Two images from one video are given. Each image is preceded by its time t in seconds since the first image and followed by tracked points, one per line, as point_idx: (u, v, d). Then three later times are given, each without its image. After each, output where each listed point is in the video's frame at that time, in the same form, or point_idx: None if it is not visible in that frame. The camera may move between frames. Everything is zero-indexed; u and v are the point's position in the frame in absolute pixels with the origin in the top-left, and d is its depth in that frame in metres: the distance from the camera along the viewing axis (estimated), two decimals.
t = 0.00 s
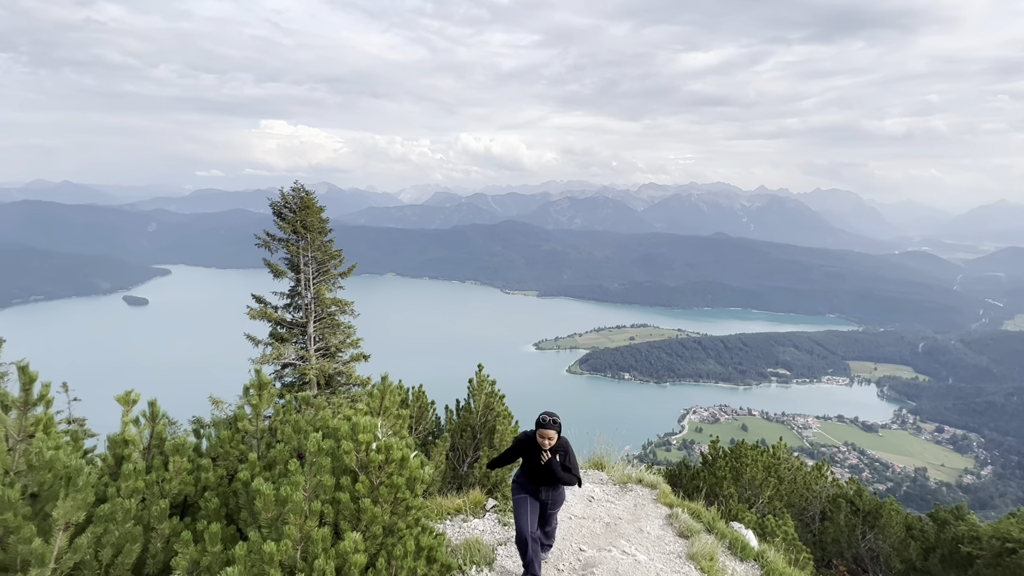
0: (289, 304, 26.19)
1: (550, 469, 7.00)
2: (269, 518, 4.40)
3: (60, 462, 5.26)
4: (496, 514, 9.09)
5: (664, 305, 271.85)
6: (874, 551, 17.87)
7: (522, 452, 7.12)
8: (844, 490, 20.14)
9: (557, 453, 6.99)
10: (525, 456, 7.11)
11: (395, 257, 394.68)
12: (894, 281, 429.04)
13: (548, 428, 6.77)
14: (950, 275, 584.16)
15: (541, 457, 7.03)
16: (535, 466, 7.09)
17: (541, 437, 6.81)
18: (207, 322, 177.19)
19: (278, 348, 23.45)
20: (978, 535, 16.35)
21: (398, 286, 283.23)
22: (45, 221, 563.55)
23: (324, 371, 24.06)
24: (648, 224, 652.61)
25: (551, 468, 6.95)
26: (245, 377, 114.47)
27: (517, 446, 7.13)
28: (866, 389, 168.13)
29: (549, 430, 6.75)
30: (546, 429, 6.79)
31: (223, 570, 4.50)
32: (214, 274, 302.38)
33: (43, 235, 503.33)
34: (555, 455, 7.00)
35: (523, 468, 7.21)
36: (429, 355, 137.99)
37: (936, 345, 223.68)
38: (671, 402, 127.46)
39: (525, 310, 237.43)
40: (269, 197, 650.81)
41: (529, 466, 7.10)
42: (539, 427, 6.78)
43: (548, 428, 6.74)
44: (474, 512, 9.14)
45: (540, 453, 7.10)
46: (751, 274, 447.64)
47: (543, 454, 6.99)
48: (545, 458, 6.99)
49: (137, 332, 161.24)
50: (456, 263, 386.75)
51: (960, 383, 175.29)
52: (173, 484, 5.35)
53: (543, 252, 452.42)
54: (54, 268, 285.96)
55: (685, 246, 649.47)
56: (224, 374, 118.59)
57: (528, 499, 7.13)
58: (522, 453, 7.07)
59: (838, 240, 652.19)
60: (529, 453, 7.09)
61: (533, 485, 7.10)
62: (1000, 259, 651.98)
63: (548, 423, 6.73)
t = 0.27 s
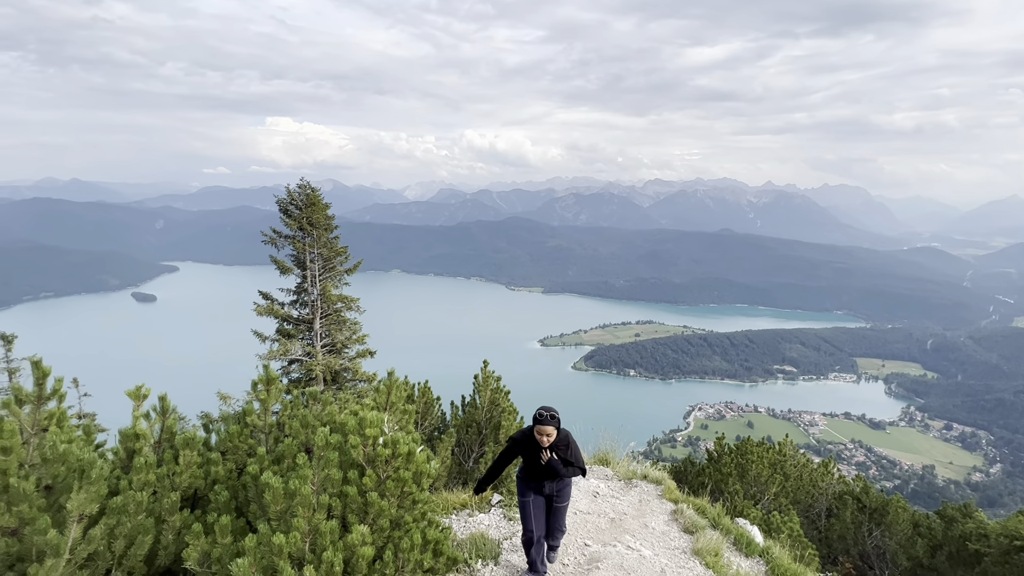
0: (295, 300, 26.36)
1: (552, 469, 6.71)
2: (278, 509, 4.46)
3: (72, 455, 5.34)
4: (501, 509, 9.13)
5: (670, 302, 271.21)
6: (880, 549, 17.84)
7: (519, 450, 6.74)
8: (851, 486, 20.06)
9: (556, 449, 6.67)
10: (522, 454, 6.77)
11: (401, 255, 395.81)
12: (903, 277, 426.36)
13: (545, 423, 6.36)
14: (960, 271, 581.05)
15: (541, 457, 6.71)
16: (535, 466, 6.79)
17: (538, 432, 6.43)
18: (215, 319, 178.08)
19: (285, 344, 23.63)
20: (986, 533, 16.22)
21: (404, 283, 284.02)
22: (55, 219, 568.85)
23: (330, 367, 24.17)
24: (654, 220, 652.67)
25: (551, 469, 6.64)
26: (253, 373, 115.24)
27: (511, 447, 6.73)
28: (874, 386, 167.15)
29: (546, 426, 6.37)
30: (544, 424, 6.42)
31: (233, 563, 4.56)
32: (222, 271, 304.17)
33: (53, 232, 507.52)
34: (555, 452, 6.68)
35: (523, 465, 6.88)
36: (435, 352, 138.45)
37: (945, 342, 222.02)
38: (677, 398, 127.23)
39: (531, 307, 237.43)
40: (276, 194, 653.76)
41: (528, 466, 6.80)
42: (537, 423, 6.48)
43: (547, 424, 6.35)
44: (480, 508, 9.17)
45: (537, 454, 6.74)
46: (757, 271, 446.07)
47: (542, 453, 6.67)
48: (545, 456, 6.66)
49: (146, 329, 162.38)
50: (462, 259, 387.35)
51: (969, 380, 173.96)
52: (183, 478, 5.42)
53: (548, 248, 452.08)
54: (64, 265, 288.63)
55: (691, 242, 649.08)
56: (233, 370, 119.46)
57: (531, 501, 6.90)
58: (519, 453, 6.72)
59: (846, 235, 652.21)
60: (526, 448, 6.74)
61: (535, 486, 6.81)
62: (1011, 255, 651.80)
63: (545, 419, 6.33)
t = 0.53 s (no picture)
0: (302, 296, 26.52)
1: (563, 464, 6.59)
2: (289, 501, 4.51)
3: (85, 449, 5.43)
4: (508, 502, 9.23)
5: (676, 298, 270.30)
6: (889, 545, 17.72)
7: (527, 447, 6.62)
8: (859, 482, 19.91)
9: (566, 445, 6.56)
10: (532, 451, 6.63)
11: (407, 251, 396.90)
12: (913, 272, 422.76)
13: (556, 419, 6.23)
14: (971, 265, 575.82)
15: (550, 454, 6.59)
16: (545, 464, 6.66)
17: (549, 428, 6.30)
18: (223, 315, 179.38)
19: (292, 340, 23.78)
20: (997, 530, 16.01)
21: (410, 279, 284.73)
22: (66, 216, 575.21)
23: (338, 362, 24.28)
24: (660, 215, 652.45)
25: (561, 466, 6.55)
26: (261, 368, 115.99)
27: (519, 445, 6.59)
28: (883, 382, 165.82)
29: (557, 420, 6.24)
30: (553, 419, 6.27)
31: (243, 556, 4.61)
32: (229, 267, 305.99)
33: (64, 228, 512.48)
34: (565, 448, 6.57)
35: (532, 461, 6.77)
36: (441, 347, 138.81)
37: (956, 338, 219.87)
38: (683, 394, 126.84)
39: (537, 302, 237.26)
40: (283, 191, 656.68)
41: (538, 462, 6.67)
42: (547, 419, 6.31)
43: (557, 418, 6.24)
44: (486, 502, 9.23)
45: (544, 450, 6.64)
46: (765, 265, 443.56)
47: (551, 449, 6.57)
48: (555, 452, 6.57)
49: (155, 325, 163.78)
50: (468, 255, 388.06)
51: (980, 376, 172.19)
52: (196, 470, 5.51)
53: (554, 244, 451.72)
54: (75, 262, 292.14)
55: (698, 237, 647.86)
56: (241, 365, 120.28)
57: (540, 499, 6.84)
58: (528, 450, 6.59)
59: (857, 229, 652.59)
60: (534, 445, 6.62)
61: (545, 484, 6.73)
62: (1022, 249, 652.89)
63: (555, 414, 6.21)
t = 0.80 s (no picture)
0: (312, 291, 26.77)
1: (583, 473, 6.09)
2: (302, 491, 4.61)
3: (104, 436, 5.54)
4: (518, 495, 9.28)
5: (685, 292, 269.10)
6: (900, 540, 17.54)
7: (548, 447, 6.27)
8: (870, 478, 19.84)
9: (590, 454, 6.14)
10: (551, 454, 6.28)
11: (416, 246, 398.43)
12: (926, 266, 417.92)
13: (580, 418, 5.87)
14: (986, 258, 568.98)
15: (571, 460, 6.19)
16: (564, 469, 6.31)
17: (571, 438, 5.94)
18: (234, 310, 181.08)
19: (302, 334, 24.02)
20: (1010, 525, 15.69)
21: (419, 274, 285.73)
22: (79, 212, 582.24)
23: (347, 356, 24.51)
24: (669, 209, 652.56)
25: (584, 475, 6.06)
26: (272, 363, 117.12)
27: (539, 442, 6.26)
28: (896, 377, 164.13)
29: (580, 420, 5.89)
30: (577, 419, 5.91)
31: (258, 539, 4.75)
32: (240, 263, 308.70)
33: (78, 224, 519.41)
34: (588, 455, 6.15)
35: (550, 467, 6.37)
36: (450, 342, 139.42)
37: (971, 333, 216.89)
38: (692, 389, 126.40)
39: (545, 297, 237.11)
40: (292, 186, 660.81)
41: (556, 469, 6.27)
42: (570, 420, 5.95)
43: (581, 417, 5.87)
44: (495, 494, 9.30)
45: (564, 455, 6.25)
46: (776, 259, 440.16)
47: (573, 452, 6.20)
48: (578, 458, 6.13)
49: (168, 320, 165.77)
50: (475, 250, 388.60)
51: (995, 371, 169.93)
52: (209, 461, 5.58)
53: (562, 239, 451.28)
54: (89, 258, 295.69)
55: (708, 231, 646.97)
56: (252, 360, 121.51)
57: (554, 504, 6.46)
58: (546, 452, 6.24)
59: (869, 222, 652.72)
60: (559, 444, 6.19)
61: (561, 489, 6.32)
62: None
63: (580, 412, 5.86)
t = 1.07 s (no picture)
0: (325, 285, 27.03)
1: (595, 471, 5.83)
2: (319, 478, 4.69)
3: (122, 424, 5.66)
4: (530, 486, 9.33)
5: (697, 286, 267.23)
6: (915, 536, 17.37)
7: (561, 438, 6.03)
8: (883, 473, 19.64)
9: (606, 452, 5.83)
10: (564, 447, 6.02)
11: (427, 240, 400.08)
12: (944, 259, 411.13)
13: (594, 411, 5.57)
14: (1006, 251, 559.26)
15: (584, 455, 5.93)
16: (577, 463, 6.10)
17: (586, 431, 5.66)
18: (249, 304, 183.37)
19: (316, 327, 24.29)
20: None
21: (430, 268, 286.79)
22: (97, 207, 592.25)
23: (359, 350, 24.74)
24: (682, 203, 652.24)
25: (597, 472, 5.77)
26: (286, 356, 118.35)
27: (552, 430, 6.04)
28: (913, 372, 161.67)
29: (594, 415, 5.58)
30: (591, 412, 5.61)
31: (276, 527, 4.86)
32: (254, 257, 311.85)
33: (96, 220, 528.00)
34: (602, 451, 5.88)
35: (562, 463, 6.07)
36: (461, 336, 139.84)
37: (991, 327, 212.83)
38: (703, 383, 125.62)
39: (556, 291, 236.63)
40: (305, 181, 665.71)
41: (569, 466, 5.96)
42: (584, 412, 5.62)
43: (595, 411, 5.56)
44: (506, 485, 9.36)
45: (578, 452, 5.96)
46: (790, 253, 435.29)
47: (588, 446, 5.92)
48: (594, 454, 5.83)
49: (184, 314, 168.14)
50: (486, 244, 389.26)
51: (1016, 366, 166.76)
52: (227, 448, 5.71)
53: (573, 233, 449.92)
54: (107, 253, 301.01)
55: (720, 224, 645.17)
56: (266, 354, 122.78)
57: (566, 499, 6.29)
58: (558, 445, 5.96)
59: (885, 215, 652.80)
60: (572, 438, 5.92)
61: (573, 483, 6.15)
62: None
63: (594, 406, 5.51)
